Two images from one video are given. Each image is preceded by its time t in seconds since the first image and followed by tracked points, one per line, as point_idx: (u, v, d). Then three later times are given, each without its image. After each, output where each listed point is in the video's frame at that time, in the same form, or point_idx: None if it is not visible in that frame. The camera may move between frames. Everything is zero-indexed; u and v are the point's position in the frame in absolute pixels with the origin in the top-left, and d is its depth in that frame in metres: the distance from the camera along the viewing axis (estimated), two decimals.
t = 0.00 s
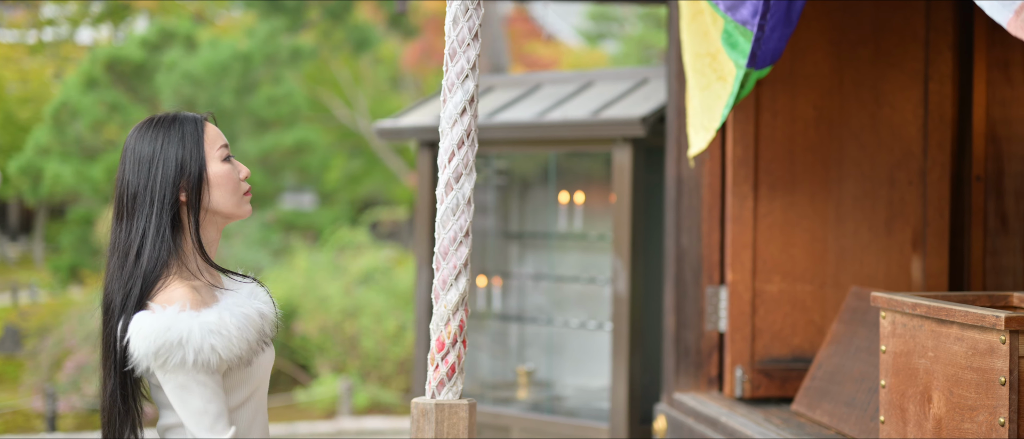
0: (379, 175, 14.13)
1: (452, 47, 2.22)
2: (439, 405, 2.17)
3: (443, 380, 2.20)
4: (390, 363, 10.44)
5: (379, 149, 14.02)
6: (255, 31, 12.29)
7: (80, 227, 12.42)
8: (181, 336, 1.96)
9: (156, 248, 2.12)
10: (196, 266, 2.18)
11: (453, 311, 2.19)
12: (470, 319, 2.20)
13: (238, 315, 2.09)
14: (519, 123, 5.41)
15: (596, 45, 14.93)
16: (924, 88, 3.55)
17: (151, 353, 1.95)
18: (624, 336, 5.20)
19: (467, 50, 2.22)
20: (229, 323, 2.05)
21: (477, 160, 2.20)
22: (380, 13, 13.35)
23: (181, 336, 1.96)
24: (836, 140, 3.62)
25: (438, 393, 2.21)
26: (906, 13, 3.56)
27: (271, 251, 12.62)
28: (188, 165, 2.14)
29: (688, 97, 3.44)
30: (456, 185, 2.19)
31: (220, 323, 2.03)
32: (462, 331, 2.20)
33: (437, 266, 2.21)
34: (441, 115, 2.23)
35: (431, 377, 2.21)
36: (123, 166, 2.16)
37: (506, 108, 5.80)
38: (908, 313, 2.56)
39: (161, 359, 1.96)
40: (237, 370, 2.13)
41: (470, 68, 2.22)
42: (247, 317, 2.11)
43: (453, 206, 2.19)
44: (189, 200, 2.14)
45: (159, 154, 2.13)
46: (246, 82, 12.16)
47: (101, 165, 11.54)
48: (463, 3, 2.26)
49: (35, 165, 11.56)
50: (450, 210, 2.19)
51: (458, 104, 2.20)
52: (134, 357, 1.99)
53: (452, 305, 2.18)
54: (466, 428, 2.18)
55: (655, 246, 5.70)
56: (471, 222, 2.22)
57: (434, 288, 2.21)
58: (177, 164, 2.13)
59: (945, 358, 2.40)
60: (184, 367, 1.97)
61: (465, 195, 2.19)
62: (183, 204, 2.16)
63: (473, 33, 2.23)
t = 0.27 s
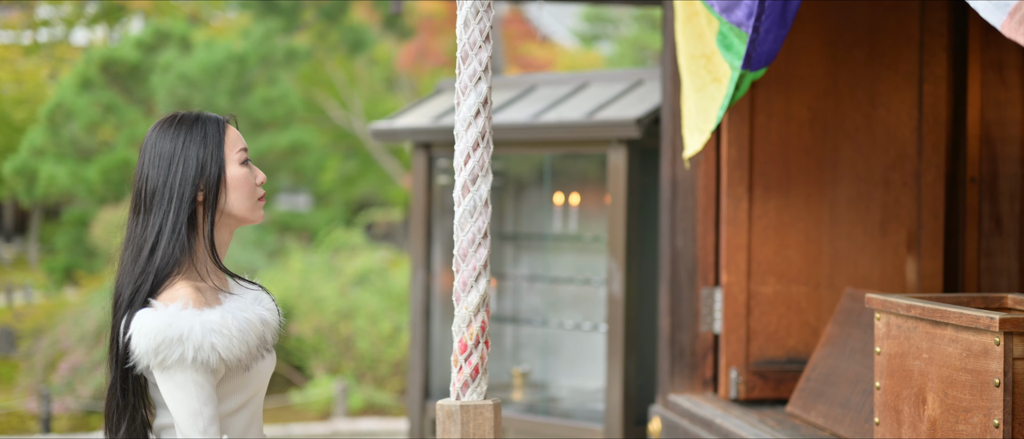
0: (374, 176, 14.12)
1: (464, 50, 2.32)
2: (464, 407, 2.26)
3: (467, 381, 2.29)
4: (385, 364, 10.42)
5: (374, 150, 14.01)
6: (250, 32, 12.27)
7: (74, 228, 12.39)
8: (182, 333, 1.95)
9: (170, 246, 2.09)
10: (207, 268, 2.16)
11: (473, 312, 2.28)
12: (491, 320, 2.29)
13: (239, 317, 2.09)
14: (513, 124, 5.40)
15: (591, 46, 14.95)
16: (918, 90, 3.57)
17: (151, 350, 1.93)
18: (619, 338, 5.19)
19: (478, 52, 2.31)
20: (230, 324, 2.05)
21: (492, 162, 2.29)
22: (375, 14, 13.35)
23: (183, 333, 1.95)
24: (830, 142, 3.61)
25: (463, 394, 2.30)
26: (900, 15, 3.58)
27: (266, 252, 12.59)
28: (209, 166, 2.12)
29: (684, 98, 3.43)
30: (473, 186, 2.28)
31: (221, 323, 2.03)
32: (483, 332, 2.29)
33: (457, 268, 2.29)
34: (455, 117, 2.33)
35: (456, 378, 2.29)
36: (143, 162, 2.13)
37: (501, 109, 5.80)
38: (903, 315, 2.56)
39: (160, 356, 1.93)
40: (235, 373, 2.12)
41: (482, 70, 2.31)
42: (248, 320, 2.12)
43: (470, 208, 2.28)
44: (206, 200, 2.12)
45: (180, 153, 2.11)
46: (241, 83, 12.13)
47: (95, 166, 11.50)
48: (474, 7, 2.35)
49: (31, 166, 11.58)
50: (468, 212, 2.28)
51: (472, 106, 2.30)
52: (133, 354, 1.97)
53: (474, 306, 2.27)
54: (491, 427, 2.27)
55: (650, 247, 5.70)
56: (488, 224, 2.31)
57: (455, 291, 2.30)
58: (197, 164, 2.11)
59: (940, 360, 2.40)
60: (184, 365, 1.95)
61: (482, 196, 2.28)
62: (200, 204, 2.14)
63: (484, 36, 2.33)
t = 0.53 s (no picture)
0: (372, 177, 14.11)
1: (475, 52, 2.21)
2: (484, 406, 2.16)
3: (486, 381, 2.20)
4: (382, 364, 10.43)
5: (372, 151, 14.00)
6: (248, 33, 12.27)
7: (72, 229, 12.39)
8: (200, 332, 1.95)
9: (193, 246, 2.08)
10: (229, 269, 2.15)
11: (492, 312, 2.19)
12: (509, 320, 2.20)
13: (256, 323, 2.10)
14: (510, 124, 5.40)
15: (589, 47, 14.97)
16: (915, 90, 3.57)
17: (167, 346, 1.93)
18: (617, 339, 5.20)
19: (490, 53, 2.20)
20: (247, 329, 2.05)
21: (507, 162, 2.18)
22: (373, 15, 13.35)
23: (201, 332, 1.95)
24: (828, 143, 3.61)
25: (483, 394, 2.21)
26: (896, 16, 3.58)
27: (264, 253, 12.58)
28: (239, 168, 2.12)
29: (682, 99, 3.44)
30: (487, 188, 2.18)
31: (239, 328, 2.03)
32: (501, 332, 2.20)
33: (473, 268, 2.19)
34: (468, 119, 2.22)
35: (475, 377, 2.20)
36: (171, 160, 2.13)
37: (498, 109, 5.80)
38: (901, 315, 2.56)
39: (176, 352, 1.93)
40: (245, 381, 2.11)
41: (494, 70, 2.20)
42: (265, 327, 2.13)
43: (486, 209, 2.18)
44: (233, 202, 2.12)
45: (210, 153, 2.11)
46: (238, 84, 12.10)
47: (93, 167, 11.50)
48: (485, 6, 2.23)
49: (28, 166, 11.57)
50: (483, 213, 2.18)
51: (485, 107, 2.19)
52: (149, 349, 1.96)
53: (491, 306, 2.18)
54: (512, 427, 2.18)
55: (648, 248, 5.70)
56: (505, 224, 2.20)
57: (472, 291, 2.20)
58: (227, 165, 2.11)
59: (938, 361, 2.41)
60: (199, 364, 1.94)
61: (496, 197, 2.18)
62: (226, 206, 2.13)
63: (495, 37, 2.21)
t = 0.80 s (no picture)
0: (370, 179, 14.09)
1: (479, 54, 2.22)
2: (490, 407, 2.17)
3: (493, 382, 2.20)
4: (380, 366, 10.48)
5: (370, 153, 14.00)
6: (246, 34, 12.27)
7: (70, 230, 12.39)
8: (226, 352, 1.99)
9: (251, 275, 2.06)
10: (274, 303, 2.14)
11: (498, 313, 2.19)
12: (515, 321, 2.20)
13: (281, 361, 2.12)
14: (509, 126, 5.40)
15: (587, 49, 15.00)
16: (913, 93, 3.58)
17: (193, 355, 1.96)
18: (614, 340, 5.20)
19: (494, 56, 2.21)
20: (270, 365, 2.07)
21: (512, 165, 2.19)
22: (371, 16, 13.36)
23: (228, 353, 1.99)
24: (826, 145, 3.62)
25: (490, 394, 2.21)
26: (895, 17, 3.58)
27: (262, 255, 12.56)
28: (324, 214, 2.09)
29: (679, 101, 3.43)
30: (493, 190, 2.18)
31: (263, 361, 2.06)
32: (508, 333, 2.21)
33: (479, 270, 2.20)
34: (473, 122, 2.23)
35: (482, 379, 2.21)
36: (264, 184, 2.11)
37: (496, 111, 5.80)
38: (898, 317, 2.56)
39: (199, 364, 1.96)
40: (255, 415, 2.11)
41: (498, 73, 2.20)
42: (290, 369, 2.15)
43: (491, 210, 2.18)
44: (305, 247, 2.08)
45: (303, 192, 2.08)
46: (236, 85, 12.06)
47: (91, 168, 11.50)
48: (489, 10, 2.24)
49: (25, 168, 11.55)
50: (489, 214, 2.18)
51: (490, 110, 2.19)
52: (174, 354, 2.00)
53: (497, 307, 2.19)
54: (519, 427, 2.18)
55: (646, 249, 5.71)
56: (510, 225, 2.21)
57: (478, 291, 2.21)
58: (312, 211, 2.07)
59: (935, 363, 2.40)
60: (215, 381, 1.97)
61: (502, 199, 2.18)
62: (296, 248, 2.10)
63: (500, 39, 2.22)
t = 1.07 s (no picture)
0: (367, 182, 13.99)
1: (471, 57, 2.26)
2: (478, 409, 2.20)
3: (482, 384, 2.23)
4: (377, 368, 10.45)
5: (367, 155, 13.98)
6: (243, 36, 12.27)
7: (67, 232, 12.40)
8: (243, 390, 1.90)
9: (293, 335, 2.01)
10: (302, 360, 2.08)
11: (487, 315, 2.22)
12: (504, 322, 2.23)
13: (299, 418, 1.98)
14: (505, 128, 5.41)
15: (584, 51, 15.03)
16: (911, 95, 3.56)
17: (210, 384, 1.89)
18: (612, 343, 5.19)
19: (486, 58, 2.25)
20: (287, 420, 1.94)
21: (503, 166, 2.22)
22: (368, 18, 13.36)
23: (245, 392, 1.90)
24: (822, 147, 3.63)
25: (478, 396, 2.23)
26: (891, 19, 3.57)
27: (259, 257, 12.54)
28: (395, 309, 2.04)
29: (677, 104, 3.43)
30: (483, 192, 2.22)
31: (280, 413, 1.92)
32: (496, 335, 2.23)
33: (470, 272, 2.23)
34: (464, 124, 2.27)
35: (471, 381, 2.23)
36: (355, 252, 2.02)
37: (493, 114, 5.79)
38: (895, 320, 2.56)
39: (212, 393, 1.89)
40: None
41: (490, 75, 2.24)
42: (307, 426, 2.01)
43: (482, 212, 2.22)
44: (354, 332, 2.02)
45: (387, 279, 2.01)
46: (233, 87, 12.12)
47: (88, 170, 11.49)
48: (482, 12, 2.27)
49: (22, 171, 11.48)
50: (479, 216, 2.22)
51: (481, 111, 2.24)
52: (196, 376, 1.93)
53: (486, 309, 2.22)
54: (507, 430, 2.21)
55: (644, 252, 5.70)
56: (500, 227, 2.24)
57: (468, 294, 2.24)
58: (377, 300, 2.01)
59: (932, 365, 2.41)
60: (221, 418, 1.88)
61: (492, 200, 2.22)
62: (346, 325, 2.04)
63: (491, 42, 2.26)
